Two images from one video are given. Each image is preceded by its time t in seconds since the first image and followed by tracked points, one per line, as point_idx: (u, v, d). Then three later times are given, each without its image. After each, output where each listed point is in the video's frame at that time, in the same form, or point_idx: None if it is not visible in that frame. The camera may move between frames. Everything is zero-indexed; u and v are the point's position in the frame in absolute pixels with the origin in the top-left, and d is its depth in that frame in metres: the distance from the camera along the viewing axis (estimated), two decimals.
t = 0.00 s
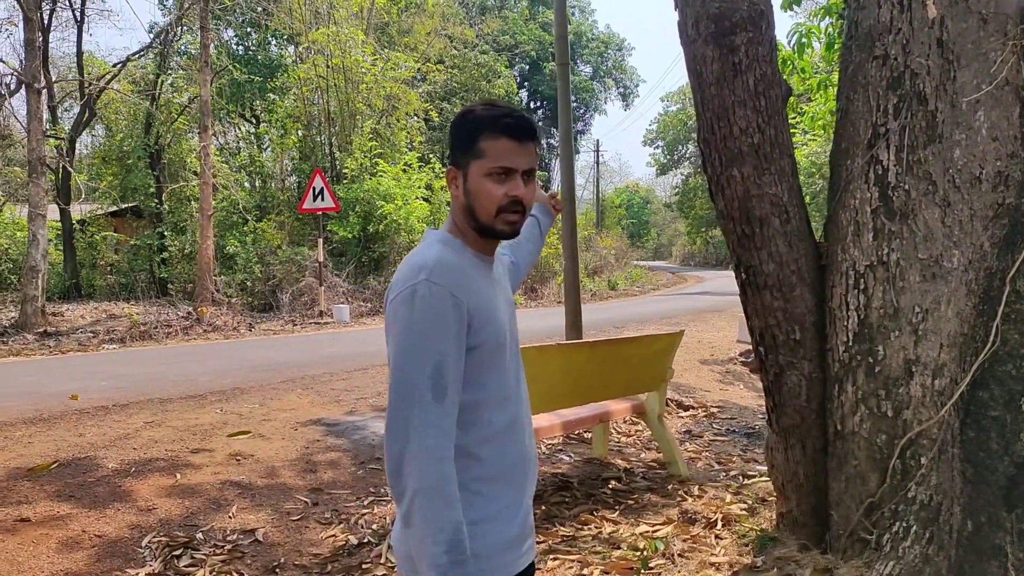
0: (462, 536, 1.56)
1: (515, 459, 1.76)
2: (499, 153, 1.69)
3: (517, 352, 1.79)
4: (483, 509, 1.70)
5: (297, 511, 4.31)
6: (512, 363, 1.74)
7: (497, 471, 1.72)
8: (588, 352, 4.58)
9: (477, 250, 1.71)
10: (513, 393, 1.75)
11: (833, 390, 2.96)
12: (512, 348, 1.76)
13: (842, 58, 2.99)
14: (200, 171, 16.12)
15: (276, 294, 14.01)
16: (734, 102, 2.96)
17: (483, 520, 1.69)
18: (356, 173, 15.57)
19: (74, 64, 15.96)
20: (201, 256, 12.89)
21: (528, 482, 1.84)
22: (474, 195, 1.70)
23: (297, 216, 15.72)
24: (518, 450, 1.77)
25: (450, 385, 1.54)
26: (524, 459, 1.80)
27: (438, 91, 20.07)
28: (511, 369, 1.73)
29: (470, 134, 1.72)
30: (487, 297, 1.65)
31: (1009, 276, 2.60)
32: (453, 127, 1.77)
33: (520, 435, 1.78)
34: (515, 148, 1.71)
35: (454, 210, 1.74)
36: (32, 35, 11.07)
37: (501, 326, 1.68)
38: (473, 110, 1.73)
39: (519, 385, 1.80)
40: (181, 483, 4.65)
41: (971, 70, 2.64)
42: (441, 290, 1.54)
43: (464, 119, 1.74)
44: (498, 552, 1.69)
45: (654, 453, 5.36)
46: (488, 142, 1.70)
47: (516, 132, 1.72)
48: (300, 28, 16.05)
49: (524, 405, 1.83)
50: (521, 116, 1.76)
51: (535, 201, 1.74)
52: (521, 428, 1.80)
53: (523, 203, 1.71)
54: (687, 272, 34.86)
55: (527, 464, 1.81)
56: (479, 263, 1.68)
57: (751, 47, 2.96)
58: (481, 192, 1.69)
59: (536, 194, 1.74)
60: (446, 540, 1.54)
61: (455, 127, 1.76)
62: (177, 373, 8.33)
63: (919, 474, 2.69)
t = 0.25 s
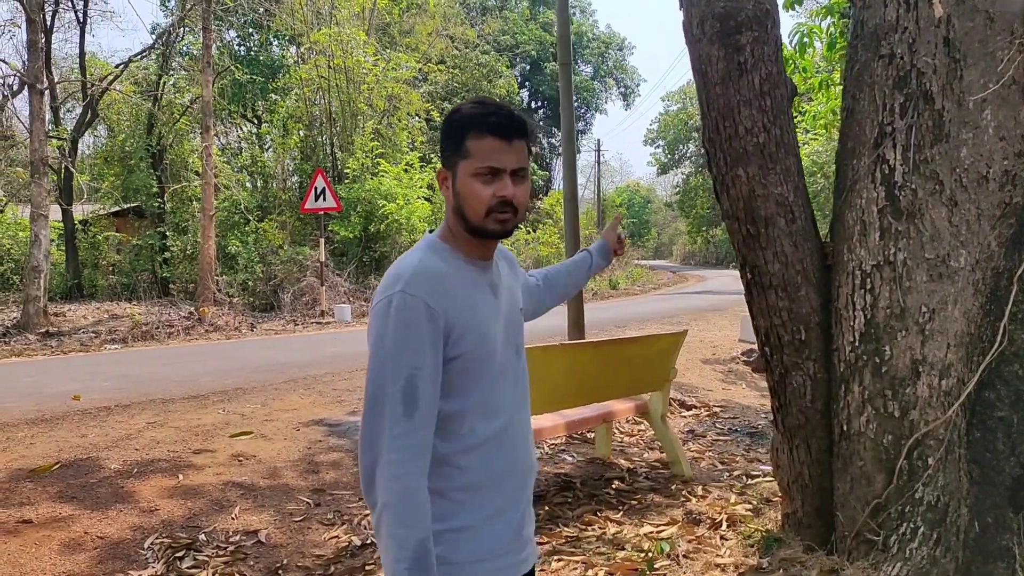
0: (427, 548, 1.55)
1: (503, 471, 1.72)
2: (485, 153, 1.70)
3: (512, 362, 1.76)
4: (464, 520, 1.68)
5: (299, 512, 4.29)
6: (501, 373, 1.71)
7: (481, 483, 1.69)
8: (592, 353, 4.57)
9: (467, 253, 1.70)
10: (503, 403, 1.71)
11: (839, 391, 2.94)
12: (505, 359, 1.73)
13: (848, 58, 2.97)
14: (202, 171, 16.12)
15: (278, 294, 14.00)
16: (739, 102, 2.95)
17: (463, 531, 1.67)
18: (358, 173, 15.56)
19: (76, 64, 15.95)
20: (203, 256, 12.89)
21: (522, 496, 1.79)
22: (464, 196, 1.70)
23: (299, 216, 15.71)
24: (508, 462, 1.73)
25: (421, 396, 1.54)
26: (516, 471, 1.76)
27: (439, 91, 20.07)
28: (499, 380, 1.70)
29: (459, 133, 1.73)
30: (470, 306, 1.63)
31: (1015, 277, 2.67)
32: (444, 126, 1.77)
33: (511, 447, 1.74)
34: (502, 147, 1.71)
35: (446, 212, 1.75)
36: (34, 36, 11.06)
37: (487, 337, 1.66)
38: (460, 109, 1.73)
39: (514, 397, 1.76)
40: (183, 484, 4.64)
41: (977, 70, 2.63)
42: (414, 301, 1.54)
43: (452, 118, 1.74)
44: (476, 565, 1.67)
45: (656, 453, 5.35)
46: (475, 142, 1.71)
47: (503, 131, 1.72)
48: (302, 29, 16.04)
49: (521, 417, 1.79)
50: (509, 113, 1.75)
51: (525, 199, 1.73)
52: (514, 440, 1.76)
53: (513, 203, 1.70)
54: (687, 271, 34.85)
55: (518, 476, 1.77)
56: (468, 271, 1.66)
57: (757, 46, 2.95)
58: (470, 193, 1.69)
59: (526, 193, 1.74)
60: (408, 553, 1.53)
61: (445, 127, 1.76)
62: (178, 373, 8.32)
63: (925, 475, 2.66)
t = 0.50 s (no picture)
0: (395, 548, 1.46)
1: (488, 485, 1.60)
2: (428, 160, 1.67)
3: (502, 373, 1.66)
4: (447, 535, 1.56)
5: (302, 514, 4.29)
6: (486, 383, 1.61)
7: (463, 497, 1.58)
8: (595, 353, 4.56)
9: (444, 257, 1.63)
10: (490, 413, 1.61)
11: (844, 392, 2.93)
12: (493, 366, 1.63)
13: (853, 57, 2.96)
14: (203, 172, 16.13)
15: (279, 294, 14.00)
16: (745, 102, 2.94)
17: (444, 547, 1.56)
18: (359, 172, 15.56)
19: (77, 65, 15.95)
20: (204, 256, 12.89)
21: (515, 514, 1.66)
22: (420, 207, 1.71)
23: (300, 216, 15.72)
24: (497, 475, 1.62)
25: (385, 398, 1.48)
26: (505, 486, 1.64)
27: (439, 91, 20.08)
28: (484, 389, 1.60)
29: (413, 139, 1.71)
30: (448, 310, 1.56)
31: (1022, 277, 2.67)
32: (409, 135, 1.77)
33: (501, 459, 1.63)
34: (442, 151, 1.66)
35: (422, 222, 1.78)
36: (37, 36, 11.07)
37: (467, 343, 1.57)
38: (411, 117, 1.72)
39: (505, 408, 1.65)
40: (186, 486, 4.63)
41: (983, 69, 2.63)
42: (380, 301, 1.49)
43: (413, 125, 1.74)
44: None
45: (658, 453, 5.34)
46: (422, 149, 1.69)
47: (444, 132, 1.66)
48: (303, 29, 16.05)
49: (514, 430, 1.68)
50: (459, 111, 1.67)
51: (476, 202, 1.66)
52: (506, 453, 1.65)
53: (455, 208, 1.64)
54: (687, 270, 34.88)
55: (509, 491, 1.65)
56: (448, 276, 1.60)
57: (762, 46, 2.94)
58: (423, 203, 1.69)
59: (475, 194, 1.66)
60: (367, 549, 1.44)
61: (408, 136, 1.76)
62: (180, 374, 8.33)
63: (933, 476, 2.65)
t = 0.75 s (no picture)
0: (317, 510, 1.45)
1: (477, 488, 1.59)
2: (443, 152, 1.67)
3: (508, 376, 1.62)
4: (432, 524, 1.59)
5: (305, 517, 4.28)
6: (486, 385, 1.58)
7: (451, 492, 1.59)
8: (599, 354, 4.54)
9: (458, 251, 1.62)
10: (488, 416, 1.59)
11: (851, 393, 2.92)
12: (497, 368, 1.60)
13: (860, 58, 2.95)
14: (204, 172, 16.14)
15: (280, 295, 14.00)
16: (752, 101, 2.94)
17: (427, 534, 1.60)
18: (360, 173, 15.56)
19: (78, 66, 15.94)
20: (205, 257, 12.88)
21: (508, 520, 1.63)
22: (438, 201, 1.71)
23: (300, 217, 15.71)
24: (491, 479, 1.60)
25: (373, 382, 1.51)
26: (499, 492, 1.61)
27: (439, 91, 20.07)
28: (484, 390, 1.58)
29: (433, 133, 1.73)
30: (449, 306, 1.55)
31: None
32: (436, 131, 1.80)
33: (497, 463, 1.60)
34: (456, 142, 1.66)
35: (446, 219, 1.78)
36: (38, 37, 11.05)
37: (466, 342, 1.55)
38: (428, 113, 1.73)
39: (505, 412, 1.62)
40: (189, 489, 4.62)
41: (990, 69, 2.61)
42: (379, 287, 1.52)
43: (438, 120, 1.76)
44: None
45: (661, 455, 5.32)
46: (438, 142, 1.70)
47: (457, 123, 1.66)
48: (304, 29, 16.04)
49: (516, 435, 1.64)
50: (476, 102, 1.67)
51: (488, 193, 1.63)
52: (503, 457, 1.61)
53: (467, 198, 1.62)
54: (688, 270, 34.86)
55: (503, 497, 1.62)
56: (456, 273, 1.59)
57: (770, 45, 2.93)
58: (440, 196, 1.69)
59: (488, 185, 1.63)
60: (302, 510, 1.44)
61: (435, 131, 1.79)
62: (181, 375, 8.32)
63: (940, 477, 2.64)
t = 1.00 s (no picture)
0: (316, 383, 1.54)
1: (502, 480, 1.63)
2: (487, 152, 1.74)
3: (540, 373, 1.64)
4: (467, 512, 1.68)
5: (308, 520, 4.27)
6: (514, 379, 1.63)
7: (480, 483, 1.65)
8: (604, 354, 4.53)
9: (497, 251, 1.71)
10: (513, 410, 1.63)
11: (858, 394, 2.92)
12: (527, 364, 1.64)
13: (865, 58, 2.93)
14: (204, 173, 16.17)
15: (280, 296, 13.99)
16: (759, 101, 2.94)
17: (463, 523, 1.69)
18: (361, 174, 15.55)
19: (78, 66, 15.93)
20: (205, 258, 12.88)
21: (539, 517, 1.64)
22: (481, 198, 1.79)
23: (301, 217, 15.70)
24: (519, 473, 1.63)
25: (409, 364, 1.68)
26: (527, 487, 1.63)
27: (440, 92, 20.07)
28: (510, 383, 1.63)
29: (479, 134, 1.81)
30: (478, 303, 1.65)
31: None
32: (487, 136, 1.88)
33: (523, 459, 1.63)
34: (499, 142, 1.72)
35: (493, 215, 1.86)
36: (38, 36, 11.04)
37: (492, 333, 1.63)
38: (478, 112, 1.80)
39: (537, 408, 1.63)
40: (191, 491, 4.61)
41: (998, 69, 2.59)
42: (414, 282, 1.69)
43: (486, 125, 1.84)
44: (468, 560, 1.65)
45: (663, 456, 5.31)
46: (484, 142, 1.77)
47: (501, 123, 1.72)
48: (305, 29, 16.04)
49: (549, 434, 1.64)
50: (518, 103, 1.74)
51: (526, 189, 1.69)
52: (532, 454, 1.63)
53: (506, 197, 1.69)
54: (688, 271, 34.84)
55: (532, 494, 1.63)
56: (488, 270, 1.68)
57: (776, 45, 2.92)
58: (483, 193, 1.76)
59: (527, 184, 1.69)
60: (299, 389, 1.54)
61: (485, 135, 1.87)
62: (183, 376, 8.31)
63: (948, 479, 2.63)
